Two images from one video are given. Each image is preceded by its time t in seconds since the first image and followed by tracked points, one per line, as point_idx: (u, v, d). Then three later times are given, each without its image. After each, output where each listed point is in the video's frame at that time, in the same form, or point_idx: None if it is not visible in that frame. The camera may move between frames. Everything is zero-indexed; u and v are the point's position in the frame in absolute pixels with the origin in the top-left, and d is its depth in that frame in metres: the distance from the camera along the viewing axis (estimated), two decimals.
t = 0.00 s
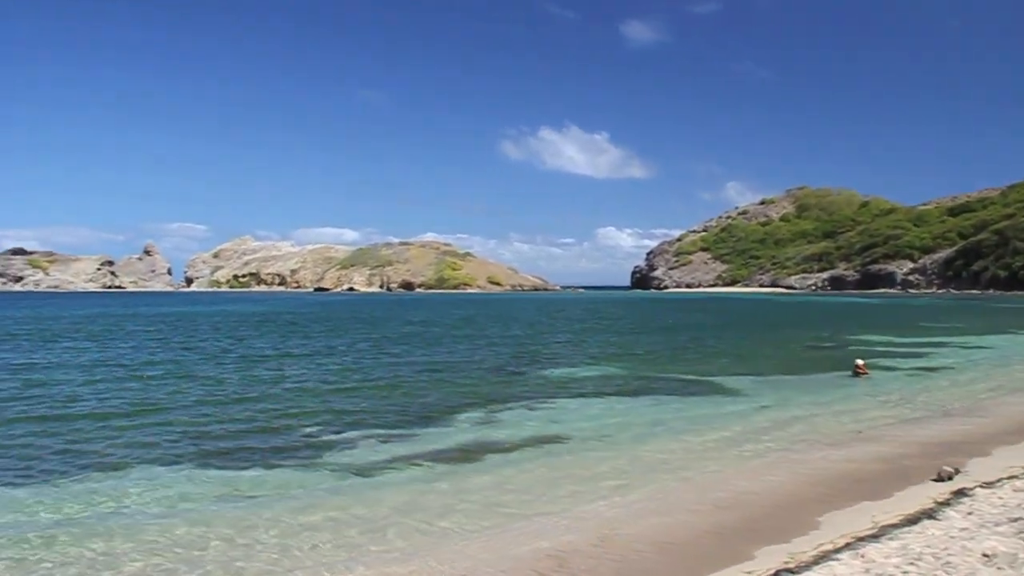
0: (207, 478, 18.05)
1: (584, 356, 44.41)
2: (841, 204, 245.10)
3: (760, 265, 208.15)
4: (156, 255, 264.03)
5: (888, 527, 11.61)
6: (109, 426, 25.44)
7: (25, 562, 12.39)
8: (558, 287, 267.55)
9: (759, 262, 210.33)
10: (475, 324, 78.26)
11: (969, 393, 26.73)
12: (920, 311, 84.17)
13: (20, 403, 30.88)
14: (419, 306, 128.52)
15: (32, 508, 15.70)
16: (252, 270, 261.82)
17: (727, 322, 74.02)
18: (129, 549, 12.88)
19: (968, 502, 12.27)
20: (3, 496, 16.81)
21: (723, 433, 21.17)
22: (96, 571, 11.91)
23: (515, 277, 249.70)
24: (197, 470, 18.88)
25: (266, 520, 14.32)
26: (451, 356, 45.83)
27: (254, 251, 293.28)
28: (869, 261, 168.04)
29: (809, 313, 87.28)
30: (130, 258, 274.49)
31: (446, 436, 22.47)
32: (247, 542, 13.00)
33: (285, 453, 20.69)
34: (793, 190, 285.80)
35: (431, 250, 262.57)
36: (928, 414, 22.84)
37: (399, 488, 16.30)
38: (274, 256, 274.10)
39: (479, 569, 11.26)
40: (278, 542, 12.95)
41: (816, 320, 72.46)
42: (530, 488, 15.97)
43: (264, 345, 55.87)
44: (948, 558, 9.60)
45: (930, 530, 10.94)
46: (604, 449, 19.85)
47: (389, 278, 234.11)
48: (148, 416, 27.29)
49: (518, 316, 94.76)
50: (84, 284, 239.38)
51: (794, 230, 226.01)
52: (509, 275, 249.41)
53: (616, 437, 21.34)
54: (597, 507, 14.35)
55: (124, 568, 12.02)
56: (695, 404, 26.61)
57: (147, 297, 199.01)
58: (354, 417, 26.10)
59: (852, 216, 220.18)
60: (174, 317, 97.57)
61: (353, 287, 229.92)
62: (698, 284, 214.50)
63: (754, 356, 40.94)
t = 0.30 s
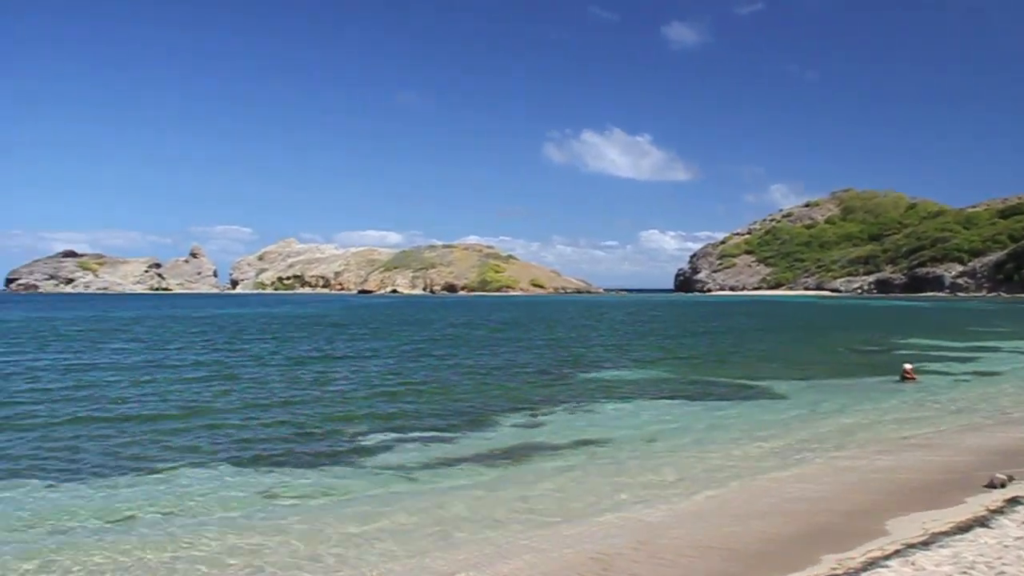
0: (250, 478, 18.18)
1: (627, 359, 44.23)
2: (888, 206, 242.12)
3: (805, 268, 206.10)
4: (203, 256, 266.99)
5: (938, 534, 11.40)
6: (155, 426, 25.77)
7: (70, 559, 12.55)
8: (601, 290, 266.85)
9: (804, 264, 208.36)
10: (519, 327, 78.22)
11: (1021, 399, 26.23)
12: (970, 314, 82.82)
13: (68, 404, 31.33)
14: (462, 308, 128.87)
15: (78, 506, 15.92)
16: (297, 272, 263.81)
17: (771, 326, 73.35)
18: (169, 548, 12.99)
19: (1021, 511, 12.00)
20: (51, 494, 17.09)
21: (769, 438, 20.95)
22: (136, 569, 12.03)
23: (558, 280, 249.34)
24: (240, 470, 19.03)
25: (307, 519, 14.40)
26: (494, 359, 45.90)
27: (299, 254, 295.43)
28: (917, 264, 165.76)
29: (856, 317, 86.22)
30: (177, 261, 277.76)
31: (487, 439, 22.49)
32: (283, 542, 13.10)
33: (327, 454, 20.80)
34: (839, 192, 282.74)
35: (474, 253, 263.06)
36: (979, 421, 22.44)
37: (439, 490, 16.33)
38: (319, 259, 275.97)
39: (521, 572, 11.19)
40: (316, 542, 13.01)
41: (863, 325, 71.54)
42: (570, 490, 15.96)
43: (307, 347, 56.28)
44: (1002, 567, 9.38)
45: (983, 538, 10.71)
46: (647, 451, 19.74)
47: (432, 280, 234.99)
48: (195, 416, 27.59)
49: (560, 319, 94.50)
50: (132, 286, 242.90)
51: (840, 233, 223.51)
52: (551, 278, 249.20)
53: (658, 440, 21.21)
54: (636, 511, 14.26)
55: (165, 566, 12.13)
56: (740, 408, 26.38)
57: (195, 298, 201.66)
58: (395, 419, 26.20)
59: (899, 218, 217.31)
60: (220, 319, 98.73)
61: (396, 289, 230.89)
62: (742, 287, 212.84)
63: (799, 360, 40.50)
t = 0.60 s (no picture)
0: (295, 476, 18.36)
1: (674, 358, 43.93)
2: (940, 202, 238.36)
3: (855, 266, 203.50)
4: (252, 256, 269.74)
5: (996, 538, 11.16)
6: (204, 424, 26.09)
7: (117, 555, 12.75)
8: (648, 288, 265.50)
9: (854, 261, 205.81)
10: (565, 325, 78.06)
11: None
12: None
13: (119, 401, 31.81)
14: (509, 307, 128.96)
15: (127, 503, 16.17)
16: (344, 271, 265.39)
17: (821, 325, 72.45)
18: (215, 545, 13.15)
19: None
20: (101, 490, 17.38)
21: (817, 438, 20.68)
22: (180, 566, 12.18)
23: (605, 278, 248.47)
24: (286, 468, 19.23)
25: (350, 518, 14.52)
26: (540, 357, 45.86)
27: (346, 253, 297.14)
28: (970, 261, 162.98)
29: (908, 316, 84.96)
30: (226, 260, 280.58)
31: (532, 437, 22.49)
32: (326, 539, 13.22)
33: (373, 452, 20.92)
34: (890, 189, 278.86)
35: (521, 252, 263.00)
36: None
37: (483, 489, 16.37)
38: (366, 258, 277.38)
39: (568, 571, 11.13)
40: (360, 541, 13.10)
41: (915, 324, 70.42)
42: (613, 489, 15.93)
43: (355, 346, 56.68)
44: None
45: None
46: (692, 451, 19.65)
47: (478, 279, 235.27)
48: (243, 414, 27.89)
49: (607, 318, 94.11)
50: (183, 284, 246.21)
51: (891, 230, 220.42)
52: (598, 276, 248.37)
53: (704, 440, 21.10)
54: (681, 511, 14.20)
55: (209, 563, 12.27)
56: (788, 408, 26.08)
57: (245, 297, 203.68)
58: (441, 418, 26.30)
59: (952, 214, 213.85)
60: (268, 318, 99.65)
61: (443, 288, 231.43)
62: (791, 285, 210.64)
63: (849, 360, 39.98)
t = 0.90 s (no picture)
0: (341, 479, 18.44)
1: (719, 361, 43.72)
2: (990, 202, 234.78)
3: (903, 267, 201.08)
4: (297, 259, 272.07)
5: None
6: (251, 427, 26.29)
7: (166, 557, 12.97)
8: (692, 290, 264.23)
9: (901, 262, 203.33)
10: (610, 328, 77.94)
11: None
12: None
13: (168, 404, 32.18)
14: (552, 309, 129.06)
15: (175, 507, 16.31)
16: (388, 274, 266.85)
17: (868, 326, 71.71)
18: (261, 549, 13.20)
19: None
20: (150, 493, 17.56)
21: (863, 441, 20.57)
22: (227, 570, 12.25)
23: (649, 280, 247.60)
24: (332, 471, 19.32)
25: (393, 519, 14.70)
26: (584, 360, 45.77)
27: (391, 256, 298.87)
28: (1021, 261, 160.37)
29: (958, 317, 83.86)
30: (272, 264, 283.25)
31: (578, 440, 22.40)
32: (371, 544, 13.24)
33: (417, 455, 20.97)
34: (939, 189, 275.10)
35: (564, 254, 262.82)
36: None
37: (529, 493, 16.34)
38: (410, 262, 278.66)
39: None
40: (405, 545, 13.10)
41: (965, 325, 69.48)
42: (660, 493, 15.84)
43: (400, 349, 56.90)
44: None
45: None
46: (739, 454, 19.49)
47: (522, 282, 235.44)
48: (290, 417, 28.06)
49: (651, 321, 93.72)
50: (230, 288, 248.99)
51: (940, 230, 217.53)
52: (643, 278, 247.56)
53: (751, 443, 20.91)
54: (729, 516, 14.07)
55: (255, 568, 12.32)
56: (834, 411, 25.91)
57: (290, 300, 205.61)
58: (486, 421, 26.30)
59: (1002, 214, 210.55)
60: (314, 321, 100.41)
61: (486, 291, 231.97)
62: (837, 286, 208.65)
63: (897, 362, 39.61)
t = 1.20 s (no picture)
0: (388, 480, 18.50)
1: (768, 360, 43.44)
2: None
3: (957, 265, 198.06)
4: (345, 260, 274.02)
5: None
6: (302, 427, 26.52)
7: (218, 556, 13.21)
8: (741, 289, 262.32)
9: (954, 260, 200.51)
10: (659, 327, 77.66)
11: None
12: None
13: (219, 404, 32.58)
14: (601, 309, 128.90)
15: (228, 507, 16.49)
16: (436, 274, 267.93)
17: (922, 325, 70.78)
18: (311, 551, 13.27)
19: None
20: (201, 493, 17.76)
21: (914, 442, 20.38)
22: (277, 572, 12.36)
23: (698, 280, 246.22)
24: (381, 472, 19.43)
25: (441, 519, 14.85)
26: (632, 360, 45.64)
27: (439, 256, 300.07)
28: None
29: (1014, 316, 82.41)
30: (321, 264, 285.60)
31: (627, 441, 22.35)
32: (420, 547, 13.26)
33: (466, 456, 21.01)
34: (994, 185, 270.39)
35: (612, 253, 262.12)
36: None
37: (578, 495, 16.27)
38: (458, 262, 279.56)
39: None
40: (452, 548, 13.13)
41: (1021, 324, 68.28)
42: (711, 496, 15.70)
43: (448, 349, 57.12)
44: None
45: None
46: (791, 456, 19.30)
47: (570, 282, 235.22)
48: (340, 417, 28.29)
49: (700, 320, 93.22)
50: (279, 288, 251.61)
51: (995, 228, 213.90)
52: (691, 278, 246.21)
53: (802, 444, 20.69)
54: (781, 519, 13.92)
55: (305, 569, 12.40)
56: (885, 411, 25.67)
57: (340, 300, 207.48)
58: (534, 421, 26.30)
59: None
60: (362, 321, 101.16)
61: (534, 291, 232.10)
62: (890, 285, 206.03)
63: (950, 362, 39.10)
